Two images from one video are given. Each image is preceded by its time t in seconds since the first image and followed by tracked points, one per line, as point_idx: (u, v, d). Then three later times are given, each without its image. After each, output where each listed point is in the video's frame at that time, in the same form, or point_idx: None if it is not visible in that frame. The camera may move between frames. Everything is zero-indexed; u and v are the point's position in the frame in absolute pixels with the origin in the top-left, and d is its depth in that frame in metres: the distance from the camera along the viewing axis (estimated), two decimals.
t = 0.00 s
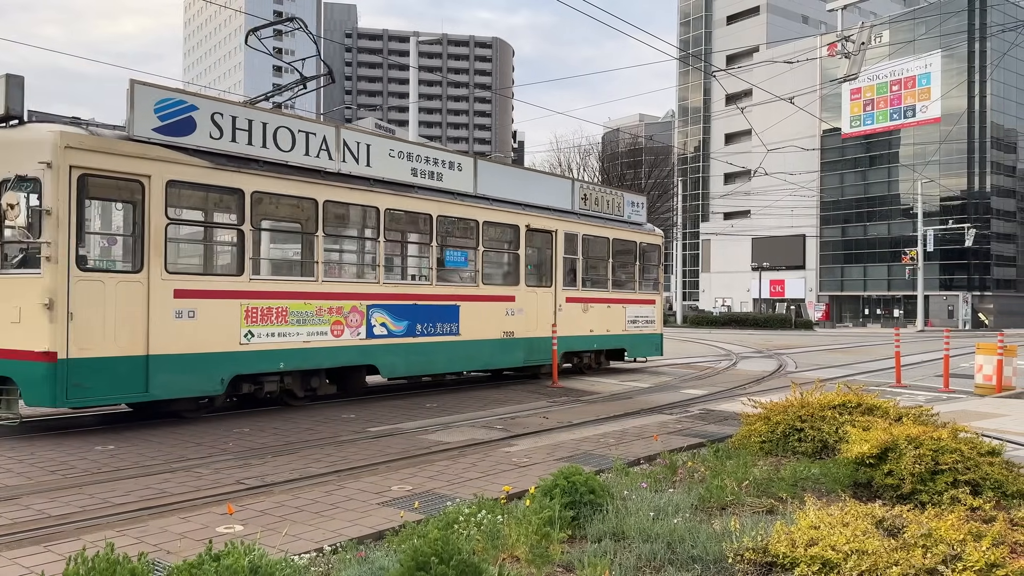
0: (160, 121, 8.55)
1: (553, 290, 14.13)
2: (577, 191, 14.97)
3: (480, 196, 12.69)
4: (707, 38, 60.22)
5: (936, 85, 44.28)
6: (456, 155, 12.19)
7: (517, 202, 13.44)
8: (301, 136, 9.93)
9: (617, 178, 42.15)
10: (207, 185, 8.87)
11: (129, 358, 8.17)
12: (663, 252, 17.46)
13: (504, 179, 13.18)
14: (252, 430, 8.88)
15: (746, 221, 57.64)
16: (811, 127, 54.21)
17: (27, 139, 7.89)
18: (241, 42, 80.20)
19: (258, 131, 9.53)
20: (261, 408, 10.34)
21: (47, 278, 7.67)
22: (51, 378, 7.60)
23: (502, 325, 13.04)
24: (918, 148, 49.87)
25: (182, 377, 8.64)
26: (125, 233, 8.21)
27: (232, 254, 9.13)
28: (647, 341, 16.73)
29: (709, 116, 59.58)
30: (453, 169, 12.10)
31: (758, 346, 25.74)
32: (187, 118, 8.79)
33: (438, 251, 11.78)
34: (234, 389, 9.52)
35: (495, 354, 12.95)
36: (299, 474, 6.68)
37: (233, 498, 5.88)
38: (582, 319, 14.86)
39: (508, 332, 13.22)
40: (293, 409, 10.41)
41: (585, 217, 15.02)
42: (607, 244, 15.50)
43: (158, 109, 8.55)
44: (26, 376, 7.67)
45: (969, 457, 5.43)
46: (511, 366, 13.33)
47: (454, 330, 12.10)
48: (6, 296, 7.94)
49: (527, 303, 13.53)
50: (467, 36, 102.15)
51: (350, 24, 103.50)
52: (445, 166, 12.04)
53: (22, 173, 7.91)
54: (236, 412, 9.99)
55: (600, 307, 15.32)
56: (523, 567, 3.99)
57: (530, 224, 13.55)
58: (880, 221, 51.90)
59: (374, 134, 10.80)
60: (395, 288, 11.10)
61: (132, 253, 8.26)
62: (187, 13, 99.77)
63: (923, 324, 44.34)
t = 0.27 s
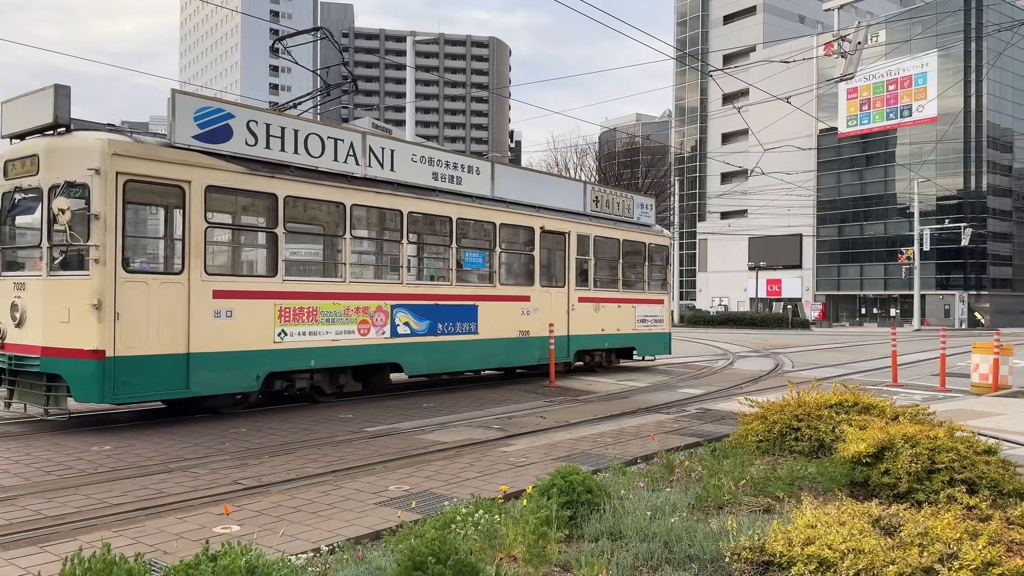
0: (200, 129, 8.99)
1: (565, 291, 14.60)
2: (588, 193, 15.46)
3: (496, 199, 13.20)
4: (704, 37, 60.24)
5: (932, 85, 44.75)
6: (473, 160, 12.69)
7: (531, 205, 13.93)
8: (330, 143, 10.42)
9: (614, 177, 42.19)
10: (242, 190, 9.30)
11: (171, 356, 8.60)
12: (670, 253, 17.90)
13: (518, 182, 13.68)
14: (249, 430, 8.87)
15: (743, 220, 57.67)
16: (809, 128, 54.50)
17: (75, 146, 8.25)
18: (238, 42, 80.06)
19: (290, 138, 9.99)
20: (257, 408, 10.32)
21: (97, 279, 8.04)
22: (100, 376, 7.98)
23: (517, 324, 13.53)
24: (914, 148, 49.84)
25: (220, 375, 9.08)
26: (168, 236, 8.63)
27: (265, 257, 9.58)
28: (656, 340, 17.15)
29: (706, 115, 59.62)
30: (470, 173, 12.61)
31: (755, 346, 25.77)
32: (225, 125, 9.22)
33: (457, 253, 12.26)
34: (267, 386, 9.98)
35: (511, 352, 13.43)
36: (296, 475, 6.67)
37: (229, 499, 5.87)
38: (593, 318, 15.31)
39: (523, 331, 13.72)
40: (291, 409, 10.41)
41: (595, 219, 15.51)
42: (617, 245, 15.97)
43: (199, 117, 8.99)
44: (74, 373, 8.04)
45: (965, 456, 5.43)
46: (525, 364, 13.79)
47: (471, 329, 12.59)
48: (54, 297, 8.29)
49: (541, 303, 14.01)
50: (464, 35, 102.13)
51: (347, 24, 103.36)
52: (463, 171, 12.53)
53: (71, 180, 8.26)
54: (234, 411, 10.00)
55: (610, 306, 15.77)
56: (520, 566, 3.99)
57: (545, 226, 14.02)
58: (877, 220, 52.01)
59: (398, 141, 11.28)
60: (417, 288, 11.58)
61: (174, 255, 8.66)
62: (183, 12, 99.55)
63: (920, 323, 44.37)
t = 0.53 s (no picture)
0: (236, 135, 9.39)
1: (577, 291, 14.96)
2: (598, 195, 15.87)
3: (512, 201, 13.62)
4: (699, 37, 60.33)
5: (927, 84, 44.07)
6: (490, 164, 13.11)
7: (545, 206, 14.34)
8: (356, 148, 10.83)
9: (610, 177, 42.21)
10: (276, 194, 9.70)
11: (210, 354, 9.00)
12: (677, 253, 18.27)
13: (532, 184, 14.09)
14: (245, 429, 8.86)
15: (738, 219, 57.78)
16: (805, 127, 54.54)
17: (120, 153, 8.62)
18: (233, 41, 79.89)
19: (319, 144, 10.41)
20: (253, 408, 10.31)
21: (141, 281, 8.43)
22: (143, 373, 8.35)
23: (531, 323, 13.94)
24: (909, 147, 50.04)
25: (254, 371, 9.49)
26: (207, 239, 9.03)
27: (296, 258, 9.99)
28: (664, 338, 17.48)
29: (701, 115, 59.68)
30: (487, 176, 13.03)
31: (750, 345, 25.81)
32: (259, 132, 9.69)
33: (475, 253, 12.67)
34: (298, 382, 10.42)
35: (525, 350, 13.82)
36: (291, 475, 6.66)
37: (225, 499, 5.85)
38: (604, 317, 15.67)
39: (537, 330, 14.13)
40: (286, 409, 10.40)
41: (605, 220, 15.92)
42: (627, 246, 16.37)
43: (234, 124, 9.39)
44: (118, 370, 8.40)
45: (960, 455, 5.44)
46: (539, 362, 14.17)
47: (488, 328, 13.01)
48: (100, 297, 8.66)
49: (554, 303, 14.42)
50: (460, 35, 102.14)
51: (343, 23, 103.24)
52: (480, 174, 12.95)
53: (115, 186, 8.65)
54: (237, 412, 10.02)
55: (620, 306, 16.14)
56: (516, 565, 3.99)
57: (558, 227, 14.43)
58: (872, 219, 52.18)
59: (420, 146, 11.70)
60: (437, 288, 11.99)
61: (212, 257, 9.06)
62: (178, 11, 99.33)
63: (915, 322, 44.51)
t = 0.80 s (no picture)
0: (270, 141, 9.75)
1: (588, 290, 15.29)
2: (609, 196, 16.22)
3: (527, 204, 13.96)
4: (694, 36, 60.41)
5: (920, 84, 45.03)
6: (506, 167, 13.47)
7: (558, 208, 14.70)
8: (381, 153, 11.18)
9: (605, 176, 42.27)
10: (306, 197, 10.04)
11: (244, 351, 9.37)
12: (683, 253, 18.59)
13: (546, 186, 14.44)
14: (239, 429, 8.85)
15: (732, 219, 57.79)
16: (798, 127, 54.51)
17: (160, 158, 8.98)
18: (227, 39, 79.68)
19: (346, 149, 10.74)
20: (246, 408, 10.28)
21: (181, 281, 8.81)
22: (184, 369, 8.74)
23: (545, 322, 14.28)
24: (903, 146, 50.30)
25: (286, 367, 9.86)
26: (242, 241, 9.39)
27: (325, 259, 10.35)
28: (669, 337, 17.80)
29: (696, 114, 59.75)
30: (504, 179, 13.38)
31: (744, 343, 25.87)
32: (292, 138, 10.05)
33: (492, 254, 13.01)
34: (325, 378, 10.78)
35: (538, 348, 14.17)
36: (285, 474, 6.64)
37: (218, 498, 5.84)
38: (614, 315, 16.00)
39: (550, 328, 14.49)
40: (279, 409, 10.37)
41: (615, 221, 16.27)
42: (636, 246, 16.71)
43: (268, 130, 9.74)
44: (160, 366, 8.79)
45: (953, 453, 5.46)
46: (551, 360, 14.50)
47: (503, 326, 13.36)
48: (141, 296, 9.03)
49: (567, 302, 14.76)
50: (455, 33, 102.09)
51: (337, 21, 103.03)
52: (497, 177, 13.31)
53: (156, 190, 9.00)
54: (232, 411, 10.01)
55: (628, 305, 16.47)
56: (510, 565, 3.99)
57: (571, 228, 14.78)
58: (866, 218, 52.38)
59: (441, 151, 12.01)
60: (457, 288, 12.36)
61: (247, 259, 9.42)
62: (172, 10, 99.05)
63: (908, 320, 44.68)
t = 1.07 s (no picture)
0: (299, 148, 10.08)
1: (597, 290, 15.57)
2: (615, 199, 16.58)
3: (539, 206, 14.35)
4: (687, 35, 60.53)
5: (913, 84, 44.03)
6: (519, 170, 13.82)
7: (568, 210, 15.05)
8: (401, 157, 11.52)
9: (599, 175, 42.27)
10: (333, 201, 10.39)
11: (276, 348, 9.71)
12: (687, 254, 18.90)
13: (556, 189, 14.80)
14: (232, 428, 8.82)
15: (727, 219, 57.33)
16: (791, 126, 54.61)
17: (196, 163, 9.27)
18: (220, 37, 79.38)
19: (370, 154, 11.12)
20: (237, 408, 10.21)
21: (218, 282, 9.12)
22: (221, 365, 9.05)
23: (556, 320, 14.59)
24: (895, 146, 50.49)
25: (314, 364, 10.20)
26: (274, 243, 9.72)
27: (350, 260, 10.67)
28: (674, 335, 18.06)
29: (689, 113, 59.81)
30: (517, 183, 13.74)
31: (737, 343, 25.90)
32: (320, 144, 10.38)
33: (506, 254, 13.32)
34: (348, 375, 11.10)
35: (548, 346, 14.46)
36: (277, 474, 6.61)
37: (212, 497, 5.82)
38: (621, 314, 16.29)
39: (561, 327, 14.78)
40: (271, 408, 10.32)
41: (622, 223, 16.62)
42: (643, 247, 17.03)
43: (298, 137, 10.08)
44: (197, 363, 9.09)
45: (944, 452, 5.49)
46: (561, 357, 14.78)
47: (516, 324, 13.67)
48: (178, 296, 9.30)
49: (577, 301, 15.07)
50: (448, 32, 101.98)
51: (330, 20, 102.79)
52: (511, 180, 13.67)
53: (193, 194, 9.29)
54: (223, 411, 9.96)
55: (635, 304, 16.76)
56: (504, 564, 3.98)
57: (581, 229, 15.11)
58: (858, 218, 52.63)
59: (459, 156, 12.41)
60: (473, 288, 12.69)
61: (278, 260, 9.76)
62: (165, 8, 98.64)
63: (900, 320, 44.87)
